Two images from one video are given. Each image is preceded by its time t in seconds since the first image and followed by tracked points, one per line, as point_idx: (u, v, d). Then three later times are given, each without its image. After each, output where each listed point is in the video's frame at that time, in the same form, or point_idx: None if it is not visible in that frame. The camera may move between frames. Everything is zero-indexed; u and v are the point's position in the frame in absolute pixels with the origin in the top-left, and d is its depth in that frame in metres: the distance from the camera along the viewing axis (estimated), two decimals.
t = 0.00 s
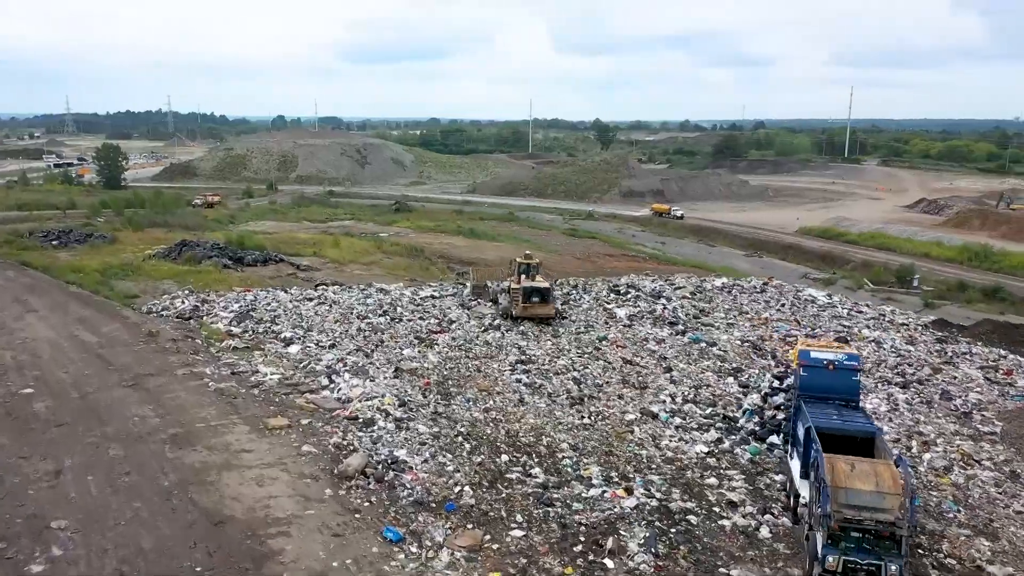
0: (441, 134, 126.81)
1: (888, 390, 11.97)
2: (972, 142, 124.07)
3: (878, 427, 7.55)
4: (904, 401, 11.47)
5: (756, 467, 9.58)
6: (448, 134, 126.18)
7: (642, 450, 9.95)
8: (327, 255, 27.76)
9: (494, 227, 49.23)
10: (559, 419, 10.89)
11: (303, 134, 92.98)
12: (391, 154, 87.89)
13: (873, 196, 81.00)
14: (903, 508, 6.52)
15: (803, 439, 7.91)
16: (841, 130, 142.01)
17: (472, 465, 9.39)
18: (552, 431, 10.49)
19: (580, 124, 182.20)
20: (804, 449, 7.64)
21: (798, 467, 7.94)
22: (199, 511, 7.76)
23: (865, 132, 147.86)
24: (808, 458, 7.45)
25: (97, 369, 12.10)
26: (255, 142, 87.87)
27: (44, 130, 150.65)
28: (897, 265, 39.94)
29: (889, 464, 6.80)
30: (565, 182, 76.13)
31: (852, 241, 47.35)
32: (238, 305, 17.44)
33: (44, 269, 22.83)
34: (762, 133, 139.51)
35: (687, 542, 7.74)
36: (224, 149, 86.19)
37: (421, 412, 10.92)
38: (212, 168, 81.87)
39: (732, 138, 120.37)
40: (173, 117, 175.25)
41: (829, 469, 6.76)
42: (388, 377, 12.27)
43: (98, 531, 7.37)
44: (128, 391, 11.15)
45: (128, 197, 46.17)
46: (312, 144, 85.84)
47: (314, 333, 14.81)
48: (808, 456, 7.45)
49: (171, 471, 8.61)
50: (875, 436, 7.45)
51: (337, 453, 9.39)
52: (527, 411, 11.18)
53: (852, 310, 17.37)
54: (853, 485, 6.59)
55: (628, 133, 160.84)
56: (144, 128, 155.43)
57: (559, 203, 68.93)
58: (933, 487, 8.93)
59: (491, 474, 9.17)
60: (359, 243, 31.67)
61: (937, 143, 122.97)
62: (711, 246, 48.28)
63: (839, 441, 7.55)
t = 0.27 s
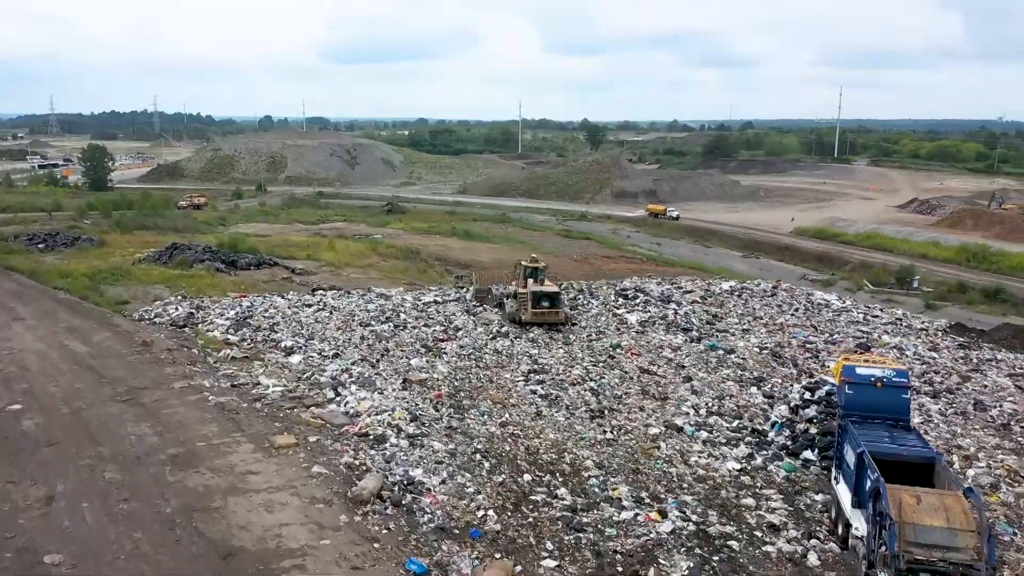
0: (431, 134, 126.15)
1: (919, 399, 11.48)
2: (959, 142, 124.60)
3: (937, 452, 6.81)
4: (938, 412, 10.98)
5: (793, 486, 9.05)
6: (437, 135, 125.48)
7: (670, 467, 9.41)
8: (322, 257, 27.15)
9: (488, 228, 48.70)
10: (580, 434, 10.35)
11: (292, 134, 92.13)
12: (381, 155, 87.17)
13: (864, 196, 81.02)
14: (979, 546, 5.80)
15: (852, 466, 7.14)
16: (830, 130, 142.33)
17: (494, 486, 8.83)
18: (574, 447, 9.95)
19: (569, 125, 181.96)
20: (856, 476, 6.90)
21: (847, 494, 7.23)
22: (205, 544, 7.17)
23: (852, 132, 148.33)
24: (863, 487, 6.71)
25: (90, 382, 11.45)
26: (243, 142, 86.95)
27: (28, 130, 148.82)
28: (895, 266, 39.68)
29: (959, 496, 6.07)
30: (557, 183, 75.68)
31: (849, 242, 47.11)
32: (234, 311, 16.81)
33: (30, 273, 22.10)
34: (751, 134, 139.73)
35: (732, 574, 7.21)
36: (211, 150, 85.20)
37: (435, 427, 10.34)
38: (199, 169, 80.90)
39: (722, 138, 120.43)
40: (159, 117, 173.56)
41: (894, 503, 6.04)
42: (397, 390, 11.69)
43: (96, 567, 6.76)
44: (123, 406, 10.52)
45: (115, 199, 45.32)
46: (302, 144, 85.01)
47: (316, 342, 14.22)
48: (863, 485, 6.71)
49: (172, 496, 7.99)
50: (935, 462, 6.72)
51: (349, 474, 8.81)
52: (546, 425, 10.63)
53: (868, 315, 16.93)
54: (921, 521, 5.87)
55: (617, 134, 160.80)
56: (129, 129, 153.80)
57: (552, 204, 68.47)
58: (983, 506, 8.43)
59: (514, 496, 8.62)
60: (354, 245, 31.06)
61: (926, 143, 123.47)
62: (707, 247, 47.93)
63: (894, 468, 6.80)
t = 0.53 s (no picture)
0: (421, 134, 125.46)
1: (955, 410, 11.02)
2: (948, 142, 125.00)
3: (1014, 482, 6.32)
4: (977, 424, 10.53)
5: (837, 505, 8.55)
6: (427, 135, 124.72)
7: (706, 487, 8.90)
8: (318, 260, 26.52)
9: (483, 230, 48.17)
10: (607, 449, 9.83)
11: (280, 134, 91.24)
12: (372, 155, 86.39)
13: (856, 196, 80.98)
14: None
15: (914, 493, 6.64)
16: (819, 130, 142.53)
17: (522, 508, 8.28)
18: (601, 464, 9.42)
19: (558, 125, 181.62)
20: (922, 505, 6.40)
21: (908, 523, 6.73)
22: None
23: (840, 132, 148.57)
24: (933, 517, 6.21)
25: (85, 396, 10.82)
26: (231, 143, 85.97)
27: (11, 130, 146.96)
28: (894, 267, 39.37)
29: None
30: (549, 183, 75.20)
31: (845, 242, 46.83)
32: (231, 318, 16.18)
33: (16, 277, 21.36)
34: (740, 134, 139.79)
35: None
36: (199, 150, 84.21)
37: (453, 444, 9.80)
38: (187, 170, 79.89)
39: (712, 138, 120.38)
40: (145, 117, 171.82)
41: (980, 540, 5.53)
42: (410, 403, 11.13)
43: None
44: (121, 423, 9.91)
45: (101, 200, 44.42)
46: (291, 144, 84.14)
47: (320, 351, 13.64)
48: (933, 517, 6.20)
49: (179, 525, 7.41)
50: (1012, 492, 6.24)
51: (368, 497, 8.26)
52: (569, 440, 10.10)
53: (886, 319, 16.50)
54: (1011, 562, 5.36)
55: (606, 134, 160.56)
56: (115, 129, 152.14)
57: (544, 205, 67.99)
58: None
59: (545, 519, 8.08)
60: (349, 248, 30.42)
61: (914, 143, 123.84)
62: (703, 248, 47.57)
63: (965, 497, 6.31)
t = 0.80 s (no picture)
0: (409, 135, 124.73)
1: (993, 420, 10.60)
2: (935, 142, 125.43)
3: None
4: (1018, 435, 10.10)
5: (888, 526, 8.08)
6: (416, 135, 124.00)
7: (747, 506, 8.42)
8: (314, 263, 25.94)
9: (476, 231, 47.66)
10: (637, 466, 9.33)
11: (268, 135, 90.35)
12: (361, 155, 85.66)
13: (848, 196, 81.01)
14: None
15: (990, 523, 6.18)
16: (807, 130, 142.73)
17: (556, 533, 7.77)
18: (633, 482, 8.92)
19: (547, 125, 181.23)
20: (1003, 538, 5.94)
21: (983, 555, 6.26)
22: None
23: (828, 132, 148.79)
24: (1015, 552, 5.76)
25: (81, 411, 10.23)
26: (219, 143, 84.99)
27: None
28: (893, 267, 39.10)
29: None
30: (541, 184, 74.74)
31: (842, 242, 46.61)
32: (231, 325, 15.58)
33: (3, 282, 20.67)
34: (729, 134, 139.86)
35: None
36: (187, 150, 83.27)
37: (476, 462, 9.28)
38: (174, 171, 78.89)
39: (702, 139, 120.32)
40: (129, 117, 170.10)
41: None
42: (425, 416, 10.60)
43: None
44: (121, 441, 9.33)
45: (88, 201, 43.52)
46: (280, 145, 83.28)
47: (326, 360, 13.06)
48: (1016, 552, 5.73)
49: (190, 558, 6.87)
50: None
51: (391, 522, 7.73)
52: (596, 455, 9.60)
53: (904, 323, 16.08)
54: None
55: (595, 134, 160.37)
56: (99, 129, 150.40)
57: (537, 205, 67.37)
58: None
59: (581, 545, 7.59)
60: (344, 250, 29.81)
61: (903, 143, 124.23)
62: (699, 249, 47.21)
63: None
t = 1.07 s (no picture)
0: (396, 135, 123.94)
1: None
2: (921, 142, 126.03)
3: None
4: None
5: (944, 548, 7.63)
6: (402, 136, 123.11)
7: (793, 527, 7.97)
8: (309, 266, 25.30)
9: (469, 232, 47.13)
10: (673, 483, 8.85)
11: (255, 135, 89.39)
12: (349, 156, 84.80)
13: (837, 196, 81.11)
14: None
15: None
16: (794, 130, 143.00)
17: (597, 559, 7.28)
18: (670, 500, 8.44)
19: (533, 125, 180.81)
20: None
21: None
22: None
23: (814, 131, 149.25)
24: None
25: (79, 428, 9.63)
26: (205, 143, 83.92)
27: None
28: (890, 267, 38.87)
29: None
30: (532, 184, 74.29)
31: (836, 242, 46.43)
32: (230, 333, 14.96)
33: None
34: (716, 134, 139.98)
35: None
36: (171, 150, 82.14)
37: (503, 481, 8.76)
38: (159, 172, 77.77)
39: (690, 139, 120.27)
40: (112, 117, 168.10)
41: None
42: (443, 431, 10.07)
43: None
44: (123, 460, 8.76)
45: (72, 203, 42.56)
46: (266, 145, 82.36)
47: (334, 371, 12.50)
48: None
49: None
50: None
51: (420, 549, 7.22)
52: (628, 472, 9.11)
53: (923, 328, 15.69)
54: None
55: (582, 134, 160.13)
56: (81, 130, 148.53)
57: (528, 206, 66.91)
58: None
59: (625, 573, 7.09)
60: (338, 252, 29.14)
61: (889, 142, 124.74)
62: (693, 249, 46.89)
63: None
